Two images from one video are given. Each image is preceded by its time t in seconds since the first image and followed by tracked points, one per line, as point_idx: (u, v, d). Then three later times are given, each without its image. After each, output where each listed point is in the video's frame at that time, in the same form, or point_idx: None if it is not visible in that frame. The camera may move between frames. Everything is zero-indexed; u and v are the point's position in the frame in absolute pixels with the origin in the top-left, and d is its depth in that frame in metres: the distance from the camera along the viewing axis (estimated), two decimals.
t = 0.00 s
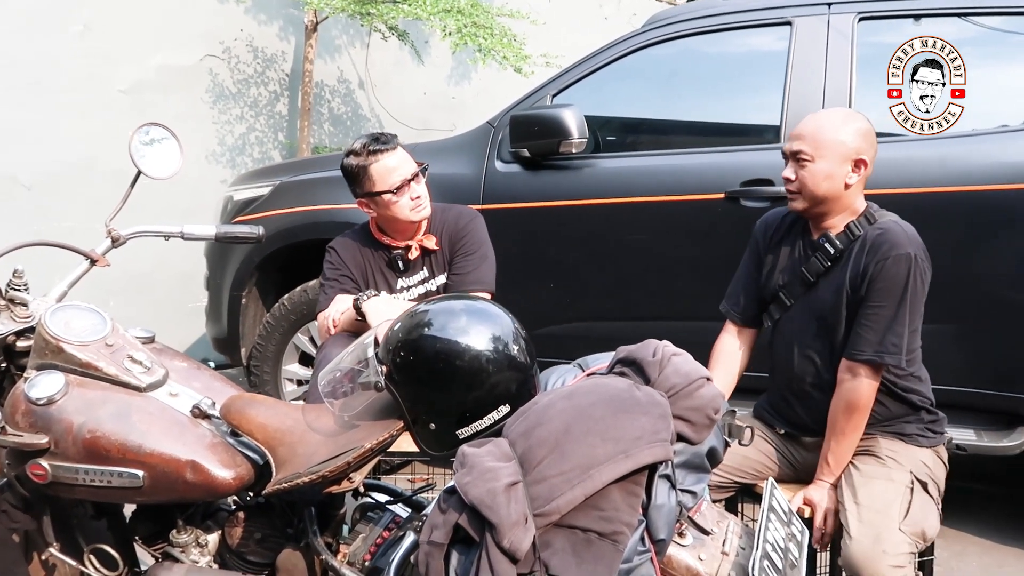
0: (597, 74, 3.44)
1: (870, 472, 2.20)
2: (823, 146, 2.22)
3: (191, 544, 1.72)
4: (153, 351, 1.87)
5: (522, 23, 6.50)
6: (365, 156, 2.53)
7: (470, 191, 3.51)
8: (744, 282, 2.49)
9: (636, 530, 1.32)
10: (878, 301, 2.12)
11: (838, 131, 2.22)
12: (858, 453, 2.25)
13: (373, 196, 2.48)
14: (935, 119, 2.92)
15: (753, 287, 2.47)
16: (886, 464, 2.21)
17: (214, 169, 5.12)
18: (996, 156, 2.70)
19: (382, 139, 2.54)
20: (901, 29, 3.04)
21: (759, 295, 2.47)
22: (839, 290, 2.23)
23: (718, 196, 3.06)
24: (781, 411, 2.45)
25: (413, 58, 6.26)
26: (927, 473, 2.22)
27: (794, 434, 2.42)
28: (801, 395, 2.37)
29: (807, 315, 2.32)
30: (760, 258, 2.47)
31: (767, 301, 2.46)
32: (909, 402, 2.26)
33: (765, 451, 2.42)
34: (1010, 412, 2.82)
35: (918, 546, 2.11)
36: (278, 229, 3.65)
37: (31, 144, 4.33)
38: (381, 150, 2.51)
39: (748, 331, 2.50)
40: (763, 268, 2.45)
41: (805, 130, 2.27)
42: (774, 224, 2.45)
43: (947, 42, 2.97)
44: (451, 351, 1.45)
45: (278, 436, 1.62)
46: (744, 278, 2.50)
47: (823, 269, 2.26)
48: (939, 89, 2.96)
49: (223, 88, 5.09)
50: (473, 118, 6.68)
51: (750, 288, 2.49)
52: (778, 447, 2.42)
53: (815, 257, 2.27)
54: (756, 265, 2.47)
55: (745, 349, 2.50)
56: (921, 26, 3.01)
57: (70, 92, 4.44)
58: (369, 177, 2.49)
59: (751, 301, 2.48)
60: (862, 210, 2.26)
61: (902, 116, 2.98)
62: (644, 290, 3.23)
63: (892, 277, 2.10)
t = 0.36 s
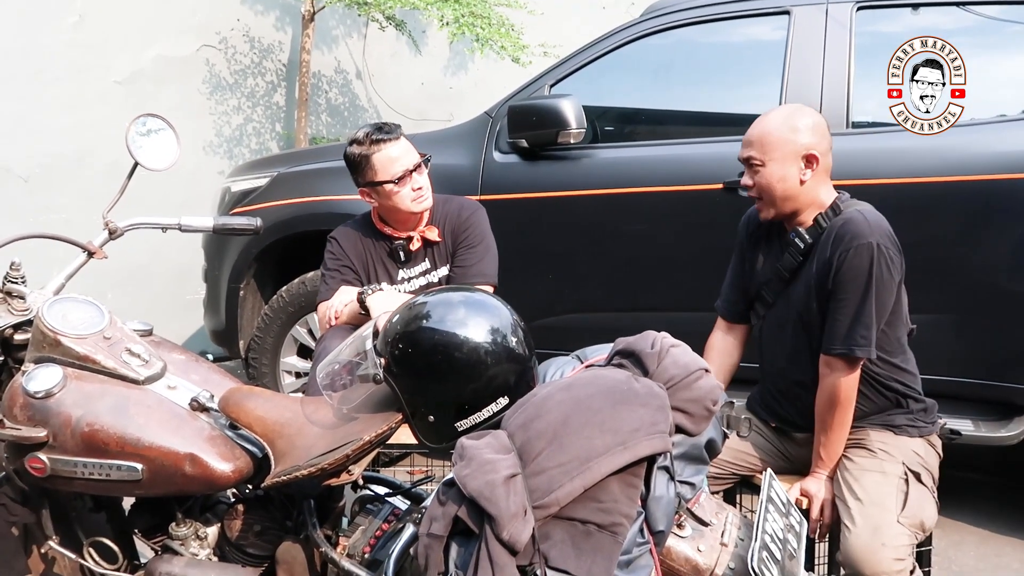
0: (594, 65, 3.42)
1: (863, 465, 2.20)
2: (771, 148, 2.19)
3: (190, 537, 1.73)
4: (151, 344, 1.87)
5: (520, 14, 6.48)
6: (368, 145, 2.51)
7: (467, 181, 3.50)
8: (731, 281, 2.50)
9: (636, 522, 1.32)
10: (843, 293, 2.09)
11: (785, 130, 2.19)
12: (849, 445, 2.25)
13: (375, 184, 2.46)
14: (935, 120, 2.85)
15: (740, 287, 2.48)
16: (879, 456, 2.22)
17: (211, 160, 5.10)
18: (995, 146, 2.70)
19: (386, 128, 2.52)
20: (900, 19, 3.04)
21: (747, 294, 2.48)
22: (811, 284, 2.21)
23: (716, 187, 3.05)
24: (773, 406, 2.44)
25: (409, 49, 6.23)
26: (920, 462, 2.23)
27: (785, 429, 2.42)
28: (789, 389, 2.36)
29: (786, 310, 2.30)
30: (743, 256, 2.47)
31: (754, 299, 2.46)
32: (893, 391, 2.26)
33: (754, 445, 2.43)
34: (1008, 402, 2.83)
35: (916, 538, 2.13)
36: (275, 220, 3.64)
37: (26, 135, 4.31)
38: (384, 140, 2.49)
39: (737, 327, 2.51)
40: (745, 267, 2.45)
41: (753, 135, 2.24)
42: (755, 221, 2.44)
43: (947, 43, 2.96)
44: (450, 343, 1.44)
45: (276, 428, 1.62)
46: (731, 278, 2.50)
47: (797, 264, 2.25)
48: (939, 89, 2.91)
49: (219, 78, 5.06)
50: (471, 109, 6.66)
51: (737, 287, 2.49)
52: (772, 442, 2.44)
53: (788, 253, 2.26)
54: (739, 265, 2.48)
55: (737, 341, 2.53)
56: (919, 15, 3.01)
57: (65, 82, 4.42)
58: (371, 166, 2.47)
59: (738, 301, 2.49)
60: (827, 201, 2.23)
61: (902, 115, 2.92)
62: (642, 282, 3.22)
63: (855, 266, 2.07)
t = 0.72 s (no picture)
0: (582, 64, 3.45)
1: (847, 461, 2.23)
2: (747, 145, 2.22)
3: (179, 529, 1.73)
4: (141, 338, 1.88)
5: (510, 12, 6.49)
6: (361, 142, 2.53)
7: (457, 178, 3.52)
8: (708, 279, 2.52)
9: (621, 512, 1.34)
10: (818, 292, 2.11)
11: (762, 129, 2.21)
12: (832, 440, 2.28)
13: (367, 181, 2.48)
14: (935, 119, 2.85)
15: (718, 284, 2.50)
16: (862, 452, 2.24)
17: (200, 160, 5.09)
18: (978, 146, 2.74)
19: (379, 125, 2.54)
20: (887, 18, 3.07)
21: (725, 291, 2.51)
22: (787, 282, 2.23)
23: (704, 185, 3.07)
24: (754, 403, 2.47)
25: (399, 47, 6.23)
26: (902, 456, 2.26)
27: (768, 426, 2.45)
28: (768, 386, 2.39)
29: (765, 308, 2.33)
30: (721, 254, 2.49)
31: (732, 296, 2.49)
32: (875, 386, 2.28)
33: (733, 441, 2.47)
34: (990, 398, 2.87)
35: (902, 531, 2.16)
36: (265, 217, 3.64)
37: (13, 132, 4.29)
38: (377, 136, 2.51)
39: (715, 320, 2.53)
40: (723, 264, 2.48)
41: (732, 130, 2.27)
42: (730, 217, 2.46)
43: (947, 42, 2.96)
44: (438, 336, 1.46)
45: (266, 421, 1.63)
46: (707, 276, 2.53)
47: (773, 262, 2.28)
48: (939, 88, 2.91)
49: (208, 76, 5.05)
50: (461, 107, 6.67)
51: (716, 284, 2.51)
52: (754, 439, 2.47)
53: (764, 253, 2.29)
54: (716, 263, 2.50)
55: (711, 335, 2.55)
56: (905, 14, 3.05)
57: (52, 79, 4.41)
58: (364, 162, 2.49)
59: (715, 298, 2.51)
60: (801, 201, 2.26)
61: (902, 116, 2.92)
62: (631, 279, 3.25)
63: (830, 265, 2.09)
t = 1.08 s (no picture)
0: (581, 82, 3.47)
1: (853, 475, 2.23)
2: (779, 154, 2.21)
3: (181, 544, 1.72)
4: (143, 352, 1.88)
5: (510, 32, 6.54)
6: (365, 157, 2.53)
7: (458, 195, 3.53)
8: (718, 290, 2.50)
9: (624, 524, 1.33)
10: (838, 307, 2.12)
11: (794, 140, 2.21)
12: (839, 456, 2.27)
13: (370, 197, 2.49)
14: (935, 119, 2.95)
15: (727, 296, 2.49)
16: (869, 467, 2.23)
17: (201, 176, 5.11)
18: (976, 161, 2.75)
19: (383, 140, 2.54)
20: (885, 36, 3.08)
21: (734, 304, 2.50)
22: (804, 297, 2.24)
23: (705, 201, 3.08)
24: (760, 417, 2.46)
25: (400, 67, 6.27)
26: (910, 472, 2.25)
27: (774, 441, 2.44)
28: (775, 400, 2.38)
29: (776, 322, 2.33)
30: (730, 264, 2.48)
31: (741, 309, 2.49)
32: (885, 402, 2.27)
33: (745, 459, 2.46)
34: (993, 413, 2.86)
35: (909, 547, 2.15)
36: (267, 234, 3.64)
37: (18, 150, 4.32)
38: (381, 152, 2.51)
39: (723, 336, 2.52)
40: (733, 276, 2.47)
41: (764, 136, 2.26)
42: (743, 229, 2.46)
43: (948, 43, 2.99)
44: (440, 349, 1.46)
45: (268, 435, 1.63)
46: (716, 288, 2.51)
47: (788, 276, 2.28)
48: (939, 88, 2.98)
49: (210, 94, 5.08)
50: (461, 126, 6.70)
51: (723, 295, 2.50)
52: (760, 454, 2.46)
53: (780, 265, 2.29)
54: (726, 274, 2.49)
55: (721, 352, 2.52)
56: (903, 32, 3.05)
57: (56, 97, 4.44)
58: (367, 178, 2.49)
59: (725, 310, 2.50)
60: (821, 215, 2.25)
61: (902, 115, 3.01)
62: (632, 294, 3.25)
63: (851, 281, 2.11)
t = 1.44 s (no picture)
0: (586, 90, 3.48)
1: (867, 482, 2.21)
2: (819, 160, 2.21)
3: (187, 553, 1.70)
4: (150, 361, 1.88)
5: (515, 40, 6.56)
6: (373, 164, 2.54)
7: (463, 204, 3.54)
8: (738, 295, 2.48)
9: (631, 533, 1.33)
10: (869, 318, 2.12)
11: (833, 146, 2.21)
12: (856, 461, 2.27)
13: (378, 204, 2.49)
14: (936, 119, 2.96)
15: (746, 302, 2.47)
16: (886, 464, 2.24)
17: (208, 186, 5.13)
18: (982, 168, 2.74)
19: (391, 148, 2.55)
20: (890, 43, 3.07)
21: (754, 309, 2.48)
22: (832, 306, 2.23)
23: (710, 209, 3.08)
24: (773, 425, 2.45)
25: (406, 76, 6.29)
26: (926, 473, 2.25)
27: (787, 448, 2.44)
28: (792, 409, 2.37)
29: (799, 330, 2.31)
30: (752, 270, 2.47)
31: (761, 315, 2.47)
32: (904, 412, 2.26)
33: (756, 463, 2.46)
34: (1001, 422, 2.84)
35: (924, 538, 2.13)
36: (273, 243, 3.65)
37: (26, 159, 4.35)
38: (389, 160, 2.52)
39: (739, 343, 2.52)
40: (755, 281, 2.45)
41: (803, 141, 2.25)
42: (768, 235, 2.44)
43: (947, 41, 2.97)
44: (446, 357, 1.46)
45: (273, 444, 1.62)
46: (736, 292, 2.49)
47: (816, 284, 2.27)
48: (939, 88, 2.99)
49: (217, 104, 5.11)
50: (466, 134, 6.71)
51: (742, 301, 2.48)
52: (771, 462, 2.45)
53: (807, 273, 2.28)
54: (747, 279, 2.47)
55: (737, 358, 2.53)
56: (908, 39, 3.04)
57: (63, 106, 4.47)
58: (376, 186, 2.49)
59: (745, 316, 2.48)
60: (852, 223, 2.25)
61: (902, 115, 3.01)
62: (638, 303, 3.24)
63: (884, 293, 2.10)
